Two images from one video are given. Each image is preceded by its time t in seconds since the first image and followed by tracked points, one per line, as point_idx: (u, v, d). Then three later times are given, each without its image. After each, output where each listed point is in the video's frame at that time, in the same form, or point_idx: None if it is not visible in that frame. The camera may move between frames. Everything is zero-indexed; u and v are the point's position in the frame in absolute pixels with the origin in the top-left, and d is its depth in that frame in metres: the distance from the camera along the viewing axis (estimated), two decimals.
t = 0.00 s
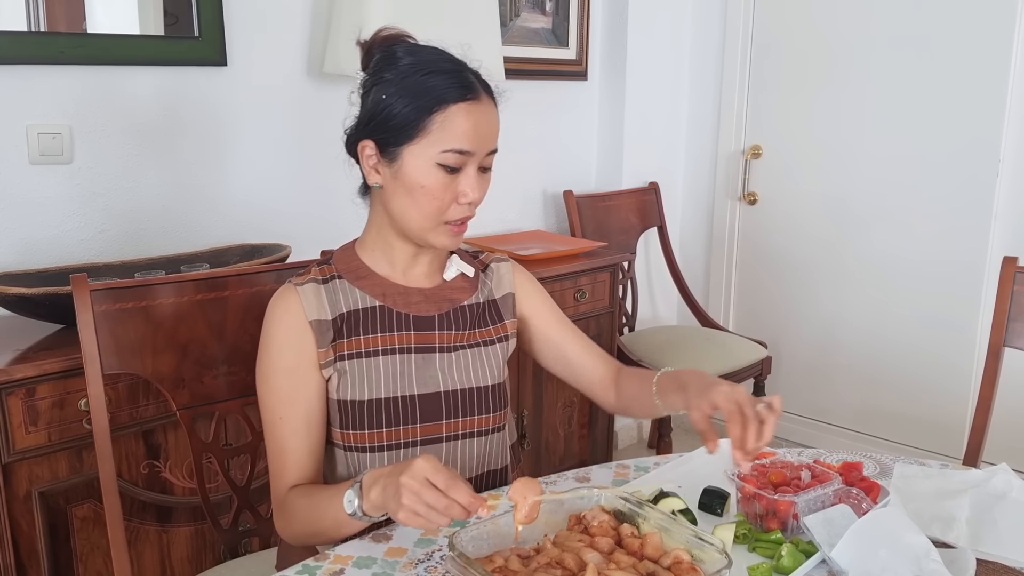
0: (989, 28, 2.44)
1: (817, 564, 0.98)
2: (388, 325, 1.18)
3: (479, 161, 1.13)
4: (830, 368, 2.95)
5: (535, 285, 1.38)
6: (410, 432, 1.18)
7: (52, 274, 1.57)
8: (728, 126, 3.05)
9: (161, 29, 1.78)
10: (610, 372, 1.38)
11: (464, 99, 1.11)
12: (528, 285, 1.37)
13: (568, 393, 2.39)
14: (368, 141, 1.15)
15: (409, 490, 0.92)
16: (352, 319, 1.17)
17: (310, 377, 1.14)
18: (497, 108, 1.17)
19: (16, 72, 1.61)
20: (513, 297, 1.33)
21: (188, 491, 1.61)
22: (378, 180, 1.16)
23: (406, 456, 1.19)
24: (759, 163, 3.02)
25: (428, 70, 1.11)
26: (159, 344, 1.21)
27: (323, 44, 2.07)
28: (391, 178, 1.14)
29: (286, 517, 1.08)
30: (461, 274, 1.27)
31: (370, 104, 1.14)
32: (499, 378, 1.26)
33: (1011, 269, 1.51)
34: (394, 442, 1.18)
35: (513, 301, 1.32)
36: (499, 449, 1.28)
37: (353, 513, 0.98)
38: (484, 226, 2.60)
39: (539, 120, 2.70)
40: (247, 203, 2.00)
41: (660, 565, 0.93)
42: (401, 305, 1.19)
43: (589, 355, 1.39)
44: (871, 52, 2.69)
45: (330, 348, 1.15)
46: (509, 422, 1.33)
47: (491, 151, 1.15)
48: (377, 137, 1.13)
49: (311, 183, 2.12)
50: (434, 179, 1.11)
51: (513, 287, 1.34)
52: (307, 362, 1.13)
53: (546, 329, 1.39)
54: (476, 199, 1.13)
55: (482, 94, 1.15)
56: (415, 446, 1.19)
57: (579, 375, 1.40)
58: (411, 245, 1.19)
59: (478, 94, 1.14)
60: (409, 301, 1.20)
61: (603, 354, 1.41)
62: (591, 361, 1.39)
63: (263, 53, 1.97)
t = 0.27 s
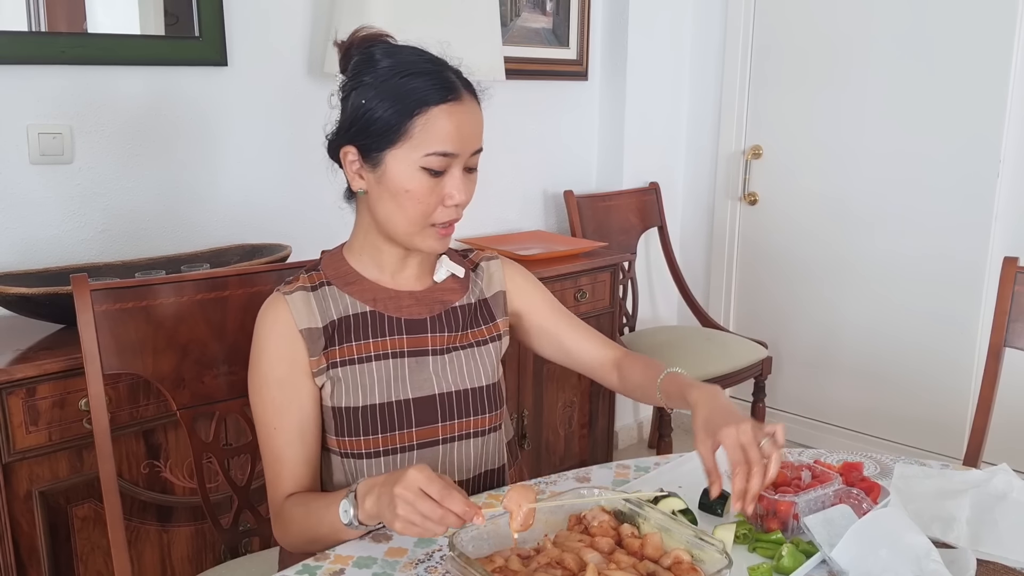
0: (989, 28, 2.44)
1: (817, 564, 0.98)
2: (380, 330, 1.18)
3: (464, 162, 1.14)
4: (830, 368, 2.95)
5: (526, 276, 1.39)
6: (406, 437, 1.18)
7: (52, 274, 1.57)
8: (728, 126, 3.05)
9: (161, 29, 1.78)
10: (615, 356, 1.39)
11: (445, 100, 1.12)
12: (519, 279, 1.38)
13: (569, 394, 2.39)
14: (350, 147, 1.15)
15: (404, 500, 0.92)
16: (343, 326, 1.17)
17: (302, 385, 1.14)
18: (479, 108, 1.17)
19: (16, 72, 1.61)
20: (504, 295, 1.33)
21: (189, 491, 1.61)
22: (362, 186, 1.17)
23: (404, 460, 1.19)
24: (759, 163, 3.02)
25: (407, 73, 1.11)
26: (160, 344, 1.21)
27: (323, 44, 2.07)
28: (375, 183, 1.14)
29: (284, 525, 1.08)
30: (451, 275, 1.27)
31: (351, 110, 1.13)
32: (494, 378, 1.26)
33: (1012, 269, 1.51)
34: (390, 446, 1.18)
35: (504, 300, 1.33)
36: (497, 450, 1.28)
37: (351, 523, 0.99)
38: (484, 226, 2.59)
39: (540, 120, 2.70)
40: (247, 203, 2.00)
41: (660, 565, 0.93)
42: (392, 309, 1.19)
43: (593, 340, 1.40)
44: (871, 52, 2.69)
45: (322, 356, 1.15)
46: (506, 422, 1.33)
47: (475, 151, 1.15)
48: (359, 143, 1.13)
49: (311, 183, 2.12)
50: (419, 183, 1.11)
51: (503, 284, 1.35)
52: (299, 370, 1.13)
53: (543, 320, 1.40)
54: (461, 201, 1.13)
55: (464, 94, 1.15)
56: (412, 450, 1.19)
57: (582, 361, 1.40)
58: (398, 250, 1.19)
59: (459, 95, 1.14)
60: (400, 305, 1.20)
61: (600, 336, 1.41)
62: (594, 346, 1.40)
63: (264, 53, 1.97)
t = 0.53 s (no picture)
0: (990, 28, 2.44)
1: (818, 564, 0.98)
2: (376, 331, 1.18)
3: (457, 160, 1.14)
4: (830, 368, 2.95)
5: (524, 276, 1.39)
6: (401, 437, 1.18)
7: (52, 274, 1.57)
8: (729, 126, 3.05)
9: (162, 29, 1.78)
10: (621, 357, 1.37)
11: (436, 97, 1.12)
12: (517, 278, 1.38)
13: (570, 393, 2.39)
14: (343, 145, 1.16)
15: (398, 497, 0.92)
16: (340, 326, 1.17)
17: (298, 386, 1.14)
18: (473, 105, 1.17)
19: (16, 72, 1.61)
20: (503, 296, 1.34)
21: (189, 491, 1.61)
22: (356, 184, 1.17)
23: (399, 460, 1.19)
24: (760, 163, 3.02)
25: (398, 71, 1.11)
26: (160, 344, 1.21)
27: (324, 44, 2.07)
28: (368, 181, 1.14)
29: (280, 526, 1.08)
30: (448, 275, 1.27)
31: (343, 108, 1.14)
32: (491, 379, 1.26)
33: (1012, 269, 1.50)
34: (386, 447, 1.18)
35: (502, 300, 1.33)
36: (495, 451, 1.27)
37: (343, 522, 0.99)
38: (485, 226, 2.59)
39: (540, 120, 2.70)
40: (247, 203, 2.00)
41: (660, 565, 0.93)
42: (389, 309, 1.19)
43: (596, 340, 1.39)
44: (871, 52, 2.69)
45: (318, 356, 1.15)
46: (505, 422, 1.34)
47: (468, 149, 1.15)
48: (351, 141, 1.14)
49: (312, 183, 2.12)
50: (410, 180, 1.11)
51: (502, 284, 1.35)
52: (295, 370, 1.13)
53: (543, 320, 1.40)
54: (454, 198, 1.13)
55: (456, 92, 1.15)
56: (407, 451, 1.19)
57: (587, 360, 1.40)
58: (393, 249, 1.19)
59: (451, 92, 1.14)
60: (396, 305, 1.20)
61: (604, 336, 1.41)
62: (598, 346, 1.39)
63: (264, 53, 1.97)
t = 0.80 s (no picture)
0: (990, 27, 2.44)
1: (818, 564, 0.98)
2: (377, 331, 1.18)
3: (455, 158, 1.14)
4: (831, 368, 2.95)
5: (524, 278, 1.39)
6: (402, 437, 1.19)
7: (53, 274, 1.57)
8: (729, 127, 3.05)
9: (162, 29, 1.78)
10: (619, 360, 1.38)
11: (434, 95, 1.12)
12: (518, 280, 1.38)
13: (570, 394, 2.39)
14: (342, 144, 1.16)
15: (396, 493, 0.92)
16: (340, 326, 1.17)
17: (298, 386, 1.14)
18: (471, 103, 1.17)
19: (16, 72, 1.61)
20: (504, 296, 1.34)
21: (190, 491, 1.61)
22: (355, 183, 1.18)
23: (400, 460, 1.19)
24: (760, 163, 3.02)
25: (395, 69, 1.12)
26: (161, 344, 1.21)
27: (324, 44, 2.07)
28: (367, 180, 1.15)
29: (280, 525, 1.08)
30: (448, 276, 1.27)
31: (341, 107, 1.14)
32: (492, 380, 1.26)
33: (1013, 269, 1.50)
34: (386, 447, 1.18)
35: (503, 300, 1.33)
36: (495, 451, 1.27)
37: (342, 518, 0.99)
38: (485, 226, 2.59)
39: (541, 120, 2.70)
40: (247, 203, 2.00)
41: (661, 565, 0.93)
42: (389, 309, 1.19)
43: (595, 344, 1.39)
44: (871, 51, 2.69)
45: (318, 357, 1.15)
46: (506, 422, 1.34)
47: (467, 147, 1.15)
48: (350, 140, 1.14)
49: (312, 183, 2.12)
50: (409, 179, 1.11)
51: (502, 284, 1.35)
52: (296, 370, 1.13)
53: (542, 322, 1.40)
54: (453, 196, 1.13)
55: (454, 89, 1.15)
56: (408, 451, 1.19)
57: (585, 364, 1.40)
58: (393, 248, 1.19)
59: (449, 90, 1.14)
60: (397, 305, 1.20)
61: (603, 340, 1.41)
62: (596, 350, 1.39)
63: (264, 53, 1.97)
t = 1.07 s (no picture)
0: (990, 28, 2.44)
1: (818, 564, 0.98)
2: (378, 331, 1.18)
3: (448, 151, 1.13)
4: (831, 368, 2.95)
5: (525, 281, 1.39)
6: (403, 437, 1.19)
7: (54, 274, 1.57)
8: (729, 127, 3.05)
9: (162, 29, 1.78)
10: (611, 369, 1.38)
11: (425, 88, 1.12)
12: (519, 284, 1.38)
13: (570, 394, 2.39)
14: (337, 141, 1.17)
15: (393, 484, 0.92)
16: (341, 327, 1.17)
17: (298, 385, 1.14)
18: (464, 98, 1.17)
19: (16, 73, 1.61)
20: (504, 297, 1.34)
21: (190, 491, 1.61)
22: (351, 181, 1.18)
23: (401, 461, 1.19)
24: (760, 163, 3.02)
25: (386, 64, 1.13)
26: (161, 344, 1.21)
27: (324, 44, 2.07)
28: (362, 176, 1.15)
29: (278, 525, 1.08)
30: (448, 276, 1.27)
31: (335, 105, 1.15)
32: (493, 380, 1.27)
33: (1013, 269, 1.50)
34: (387, 447, 1.18)
35: (504, 301, 1.33)
36: (495, 451, 1.27)
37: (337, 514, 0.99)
38: (486, 226, 2.59)
39: (541, 120, 2.70)
40: (247, 203, 2.00)
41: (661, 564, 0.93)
42: (389, 310, 1.19)
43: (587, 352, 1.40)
44: (871, 51, 2.69)
45: (319, 357, 1.15)
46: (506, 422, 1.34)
47: (460, 140, 1.15)
48: (344, 137, 1.15)
49: (312, 183, 2.12)
50: (401, 171, 1.11)
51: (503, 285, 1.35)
52: (295, 370, 1.13)
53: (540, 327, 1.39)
54: (447, 189, 1.12)
55: (446, 83, 1.15)
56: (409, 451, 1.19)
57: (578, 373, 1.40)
58: (390, 246, 1.19)
59: (440, 83, 1.14)
60: (398, 305, 1.20)
61: (598, 350, 1.41)
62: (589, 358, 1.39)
63: (265, 53, 1.97)
